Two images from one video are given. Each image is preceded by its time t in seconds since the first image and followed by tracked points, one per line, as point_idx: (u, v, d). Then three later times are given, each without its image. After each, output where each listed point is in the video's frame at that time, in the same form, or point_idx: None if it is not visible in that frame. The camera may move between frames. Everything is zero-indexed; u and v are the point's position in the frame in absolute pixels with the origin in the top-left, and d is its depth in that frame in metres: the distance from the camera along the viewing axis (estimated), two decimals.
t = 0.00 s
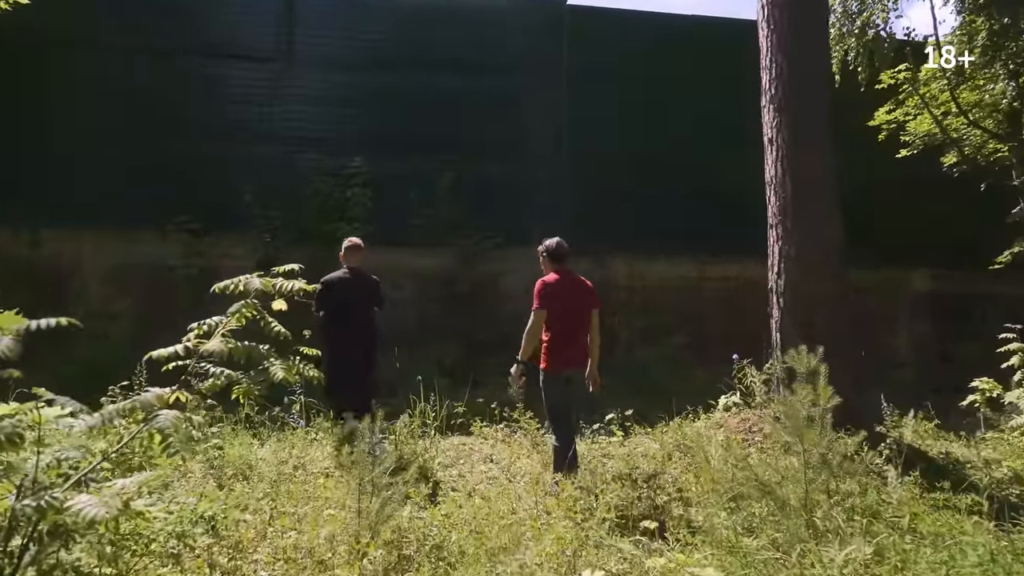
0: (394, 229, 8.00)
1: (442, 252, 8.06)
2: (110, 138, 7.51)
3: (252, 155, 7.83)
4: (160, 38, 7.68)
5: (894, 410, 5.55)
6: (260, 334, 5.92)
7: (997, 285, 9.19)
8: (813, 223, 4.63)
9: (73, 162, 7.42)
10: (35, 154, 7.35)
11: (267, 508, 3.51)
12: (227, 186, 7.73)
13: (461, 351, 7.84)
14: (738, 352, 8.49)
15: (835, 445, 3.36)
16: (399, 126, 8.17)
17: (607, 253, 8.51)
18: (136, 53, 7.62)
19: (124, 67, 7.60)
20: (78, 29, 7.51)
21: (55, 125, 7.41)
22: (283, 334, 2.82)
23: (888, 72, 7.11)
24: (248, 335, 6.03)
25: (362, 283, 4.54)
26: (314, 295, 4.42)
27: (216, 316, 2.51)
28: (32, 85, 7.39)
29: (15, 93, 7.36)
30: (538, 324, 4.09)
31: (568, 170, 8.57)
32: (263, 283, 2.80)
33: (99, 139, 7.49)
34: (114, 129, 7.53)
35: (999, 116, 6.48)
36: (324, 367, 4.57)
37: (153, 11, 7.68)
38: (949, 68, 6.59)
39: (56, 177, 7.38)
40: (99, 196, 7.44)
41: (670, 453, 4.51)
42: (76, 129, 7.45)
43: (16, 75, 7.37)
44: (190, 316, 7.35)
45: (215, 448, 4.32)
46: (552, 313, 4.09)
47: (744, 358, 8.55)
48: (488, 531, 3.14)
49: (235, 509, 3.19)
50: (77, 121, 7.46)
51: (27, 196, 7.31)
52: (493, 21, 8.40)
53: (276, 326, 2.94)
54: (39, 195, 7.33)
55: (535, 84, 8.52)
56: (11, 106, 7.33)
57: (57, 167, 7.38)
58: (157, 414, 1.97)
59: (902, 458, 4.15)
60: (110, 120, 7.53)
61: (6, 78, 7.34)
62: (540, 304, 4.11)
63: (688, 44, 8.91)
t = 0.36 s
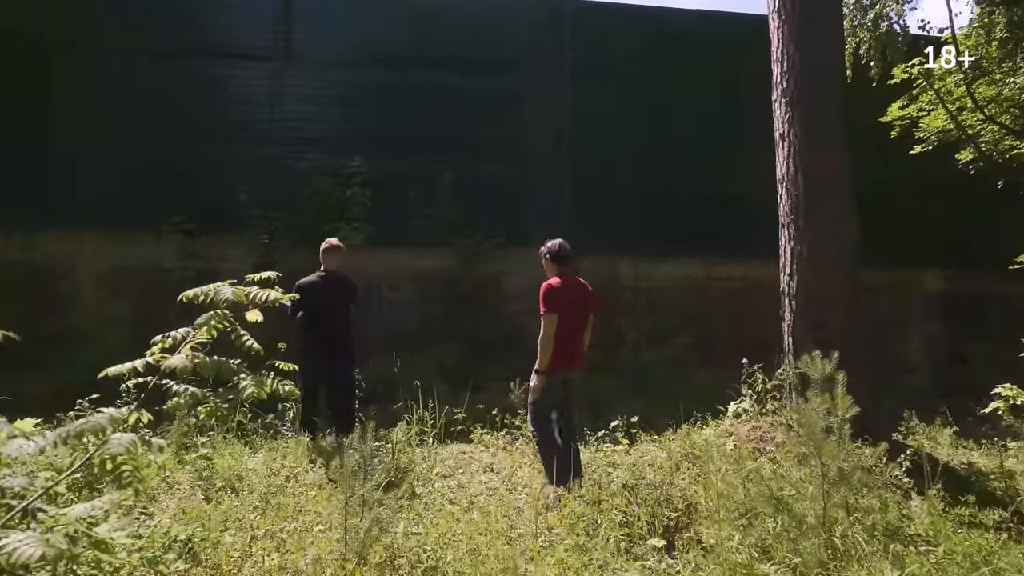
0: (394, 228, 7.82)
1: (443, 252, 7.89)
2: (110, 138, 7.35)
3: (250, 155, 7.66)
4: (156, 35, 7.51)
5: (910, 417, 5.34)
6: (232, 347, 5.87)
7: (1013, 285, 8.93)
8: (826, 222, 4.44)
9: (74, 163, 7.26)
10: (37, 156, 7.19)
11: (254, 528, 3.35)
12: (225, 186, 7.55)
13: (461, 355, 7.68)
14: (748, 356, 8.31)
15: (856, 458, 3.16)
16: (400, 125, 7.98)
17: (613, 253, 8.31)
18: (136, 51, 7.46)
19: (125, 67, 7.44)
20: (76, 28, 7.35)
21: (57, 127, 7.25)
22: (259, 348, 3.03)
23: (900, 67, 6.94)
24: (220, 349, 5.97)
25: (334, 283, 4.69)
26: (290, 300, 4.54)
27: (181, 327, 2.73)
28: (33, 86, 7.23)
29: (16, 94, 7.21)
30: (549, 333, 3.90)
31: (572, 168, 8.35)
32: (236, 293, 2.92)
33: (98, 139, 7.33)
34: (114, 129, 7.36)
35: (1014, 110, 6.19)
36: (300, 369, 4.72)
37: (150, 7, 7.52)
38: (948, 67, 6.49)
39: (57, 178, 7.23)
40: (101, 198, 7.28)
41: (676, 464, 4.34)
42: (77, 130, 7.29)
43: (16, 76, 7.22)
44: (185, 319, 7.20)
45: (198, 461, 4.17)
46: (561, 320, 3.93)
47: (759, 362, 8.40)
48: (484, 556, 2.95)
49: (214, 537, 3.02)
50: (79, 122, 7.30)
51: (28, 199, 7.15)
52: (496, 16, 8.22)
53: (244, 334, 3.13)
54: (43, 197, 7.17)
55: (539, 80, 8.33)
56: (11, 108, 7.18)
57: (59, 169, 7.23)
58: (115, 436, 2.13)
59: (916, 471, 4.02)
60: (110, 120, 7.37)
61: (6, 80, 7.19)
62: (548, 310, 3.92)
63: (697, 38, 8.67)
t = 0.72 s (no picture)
0: (396, 226, 7.65)
1: (445, 251, 7.71)
2: (109, 136, 7.20)
3: (248, 151, 7.50)
4: (153, 30, 7.35)
5: (930, 422, 5.15)
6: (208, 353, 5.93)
7: None
8: (845, 219, 4.25)
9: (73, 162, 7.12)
10: (35, 155, 7.07)
11: (244, 540, 3.19)
12: (223, 183, 7.38)
13: (465, 356, 7.51)
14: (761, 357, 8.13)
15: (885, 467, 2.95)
16: (402, 120, 7.80)
17: (619, 252, 8.13)
18: (134, 47, 7.30)
19: (123, 63, 7.29)
20: (74, 23, 7.22)
21: (56, 126, 7.12)
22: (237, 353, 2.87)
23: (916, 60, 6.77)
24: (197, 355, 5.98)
25: (319, 282, 4.63)
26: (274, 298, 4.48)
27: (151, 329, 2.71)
28: (30, 83, 7.12)
29: (15, 93, 7.10)
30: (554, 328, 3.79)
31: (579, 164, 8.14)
32: (212, 293, 2.73)
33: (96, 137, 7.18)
34: (111, 126, 7.21)
35: None
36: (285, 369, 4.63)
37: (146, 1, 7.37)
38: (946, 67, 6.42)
39: (57, 178, 7.11)
40: (100, 196, 7.14)
41: (687, 470, 4.17)
42: (75, 128, 7.15)
43: (14, 75, 7.11)
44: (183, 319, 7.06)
45: (191, 466, 4.03)
46: (563, 316, 3.84)
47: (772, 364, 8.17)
48: None
49: (198, 552, 2.84)
50: (78, 120, 7.16)
51: (27, 198, 7.04)
52: (500, 9, 8.02)
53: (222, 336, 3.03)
54: (42, 197, 7.05)
55: (544, 74, 8.12)
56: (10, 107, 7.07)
57: (57, 168, 7.10)
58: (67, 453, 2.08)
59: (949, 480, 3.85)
60: (109, 117, 7.21)
61: (6, 79, 7.10)
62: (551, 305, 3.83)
63: (708, 31, 8.42)
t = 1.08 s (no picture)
0: (401, 223, 7.47)
1: (451, 248, 7.53)
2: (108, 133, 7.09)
3: (250, 146, 7.34)
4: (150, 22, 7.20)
5: (956, 424, 4.95)
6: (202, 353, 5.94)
7: None
8: (873, 211, 4.15)
9: (73, 160, 7.05)
10: (34, 154, 6.99)
11: (243, 549, 3.03)
12: (223, 179, 7.22)
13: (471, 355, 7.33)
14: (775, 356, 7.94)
15: (922, 475, 2.76)
16: (406, 115, 7.62)
17: (628, 249, 7.94)
18: (132, 42, 7.17)
19: (120, 60, 7.15)
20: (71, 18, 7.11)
21: (55, 124, 7.05)
22: (229, 347, 2.63)
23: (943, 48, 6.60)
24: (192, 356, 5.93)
25: (317, 280, 4.43)
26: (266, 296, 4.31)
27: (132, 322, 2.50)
28: (28, 80, 7.02)
29: (11, 90, 7.00)
30: (534, 326, 3.72)
31: (588, 160, 7.93)
32: (198, 281, 2.50)
33: (94, 135, 7.07)
34: (110, 122, 7.09)
35: None
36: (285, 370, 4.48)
37: None
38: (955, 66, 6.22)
39: (56, 176, 7.03)
40: (99, 195, 7.05)
41: (707, 474, 3.98)
42: (74, 126, 7.06)
43: (13, 73, 7.01)
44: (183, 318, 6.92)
45: (188, 470, 3.86)
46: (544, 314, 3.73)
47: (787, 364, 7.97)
48: None
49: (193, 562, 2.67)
50: (76, 118, 7.07)
51: (26, 197, 6.97)
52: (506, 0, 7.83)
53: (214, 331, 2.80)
54: (42, 196, 6.99)
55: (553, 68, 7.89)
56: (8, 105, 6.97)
57: (56, 167, 7.03)
58: (29, 463, 1.98)
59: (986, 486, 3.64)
60: (108, 114, 7.09)
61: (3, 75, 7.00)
62: (531, 302, 3.73)
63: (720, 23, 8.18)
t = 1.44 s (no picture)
0: (406, 223, 7.35)
1: (457, 249, 7.41)
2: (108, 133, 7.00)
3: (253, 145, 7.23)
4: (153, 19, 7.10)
5: (978, 431, 4.83)
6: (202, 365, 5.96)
7: None
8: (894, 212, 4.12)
9: (73, 160, 6.94)
10: (33, 154, 6.89)
11: (245, 566, 2.91)
12: (225, 179, 7.11)
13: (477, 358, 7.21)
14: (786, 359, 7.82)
15: (955, 490, 2.61)
16: (412, 114, 7.50)
17: (638, 250, 7.80)
18: (134, 40, 7.06)
19: (121, 58, 7.05)
20: (70, 17, 6.99)
21: (55, 123, 6.94)
22: (228, 361, 2.50)
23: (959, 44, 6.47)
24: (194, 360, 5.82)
25: (323, 283, 4.30)
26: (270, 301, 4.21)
27: (123, 336, 2.37)
28: (27, 78, 6.92)
29: (10, 87, 6.90)
30: (525, 325, 3.71)
31: (597, 159, 7.80)
32: (191, 290, 2.36)
33: (94, 134, 6.97)
34: (111, 121, 6.99)
35: None
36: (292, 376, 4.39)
37: None
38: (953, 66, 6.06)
39: (55, 175, 6.92)
40: (99, 195, 6.95)
41: (724, 483, 3.86)
42: (74, 126, 6.96)
43: (12, 72, 6.91)
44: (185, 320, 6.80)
45: (190, 480, 3.74)
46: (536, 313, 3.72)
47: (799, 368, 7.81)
48: None
49: None
50: (76, 117, 6.97)
51: (25, 197, 6.87)
52: None
53: (212, 343, 2.66)
54: (41, 196, 6.88)
55: (561, 66, 7.77)
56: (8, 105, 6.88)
57: (56, 166, 6.93)
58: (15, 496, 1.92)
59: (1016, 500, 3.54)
60: (108, 113, 6.99)
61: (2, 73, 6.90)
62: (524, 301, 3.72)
63: (732, 20, 8.04)
